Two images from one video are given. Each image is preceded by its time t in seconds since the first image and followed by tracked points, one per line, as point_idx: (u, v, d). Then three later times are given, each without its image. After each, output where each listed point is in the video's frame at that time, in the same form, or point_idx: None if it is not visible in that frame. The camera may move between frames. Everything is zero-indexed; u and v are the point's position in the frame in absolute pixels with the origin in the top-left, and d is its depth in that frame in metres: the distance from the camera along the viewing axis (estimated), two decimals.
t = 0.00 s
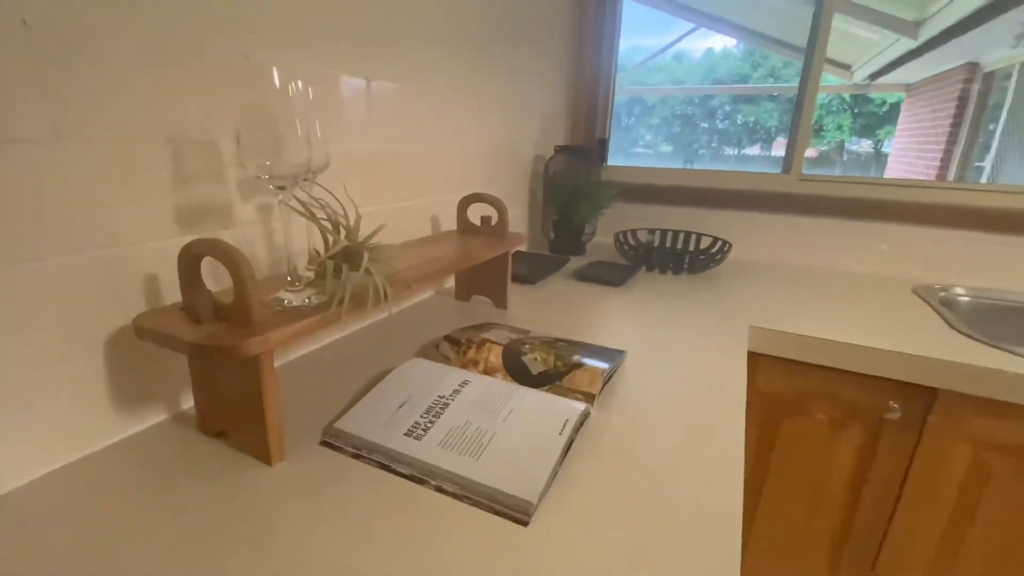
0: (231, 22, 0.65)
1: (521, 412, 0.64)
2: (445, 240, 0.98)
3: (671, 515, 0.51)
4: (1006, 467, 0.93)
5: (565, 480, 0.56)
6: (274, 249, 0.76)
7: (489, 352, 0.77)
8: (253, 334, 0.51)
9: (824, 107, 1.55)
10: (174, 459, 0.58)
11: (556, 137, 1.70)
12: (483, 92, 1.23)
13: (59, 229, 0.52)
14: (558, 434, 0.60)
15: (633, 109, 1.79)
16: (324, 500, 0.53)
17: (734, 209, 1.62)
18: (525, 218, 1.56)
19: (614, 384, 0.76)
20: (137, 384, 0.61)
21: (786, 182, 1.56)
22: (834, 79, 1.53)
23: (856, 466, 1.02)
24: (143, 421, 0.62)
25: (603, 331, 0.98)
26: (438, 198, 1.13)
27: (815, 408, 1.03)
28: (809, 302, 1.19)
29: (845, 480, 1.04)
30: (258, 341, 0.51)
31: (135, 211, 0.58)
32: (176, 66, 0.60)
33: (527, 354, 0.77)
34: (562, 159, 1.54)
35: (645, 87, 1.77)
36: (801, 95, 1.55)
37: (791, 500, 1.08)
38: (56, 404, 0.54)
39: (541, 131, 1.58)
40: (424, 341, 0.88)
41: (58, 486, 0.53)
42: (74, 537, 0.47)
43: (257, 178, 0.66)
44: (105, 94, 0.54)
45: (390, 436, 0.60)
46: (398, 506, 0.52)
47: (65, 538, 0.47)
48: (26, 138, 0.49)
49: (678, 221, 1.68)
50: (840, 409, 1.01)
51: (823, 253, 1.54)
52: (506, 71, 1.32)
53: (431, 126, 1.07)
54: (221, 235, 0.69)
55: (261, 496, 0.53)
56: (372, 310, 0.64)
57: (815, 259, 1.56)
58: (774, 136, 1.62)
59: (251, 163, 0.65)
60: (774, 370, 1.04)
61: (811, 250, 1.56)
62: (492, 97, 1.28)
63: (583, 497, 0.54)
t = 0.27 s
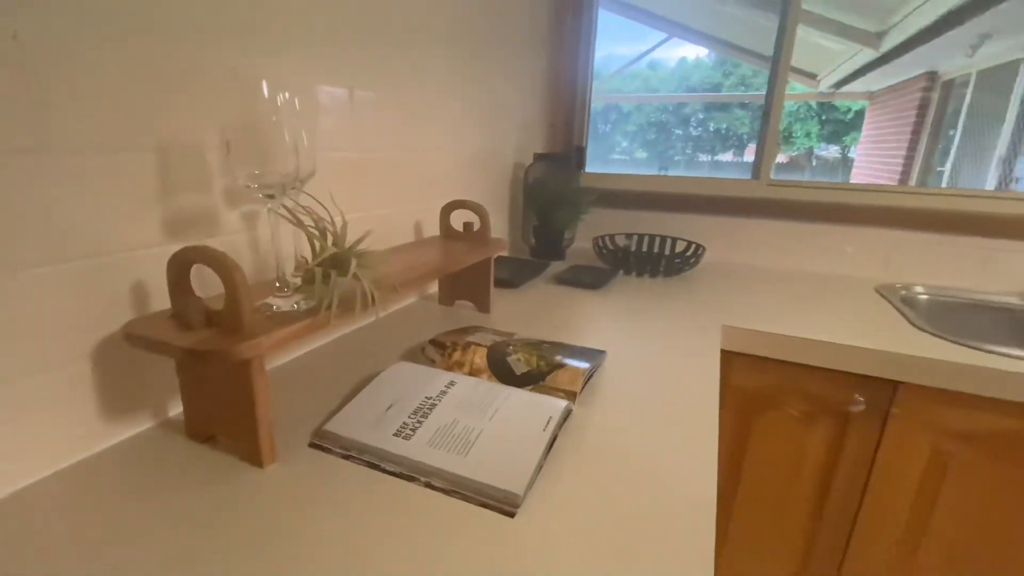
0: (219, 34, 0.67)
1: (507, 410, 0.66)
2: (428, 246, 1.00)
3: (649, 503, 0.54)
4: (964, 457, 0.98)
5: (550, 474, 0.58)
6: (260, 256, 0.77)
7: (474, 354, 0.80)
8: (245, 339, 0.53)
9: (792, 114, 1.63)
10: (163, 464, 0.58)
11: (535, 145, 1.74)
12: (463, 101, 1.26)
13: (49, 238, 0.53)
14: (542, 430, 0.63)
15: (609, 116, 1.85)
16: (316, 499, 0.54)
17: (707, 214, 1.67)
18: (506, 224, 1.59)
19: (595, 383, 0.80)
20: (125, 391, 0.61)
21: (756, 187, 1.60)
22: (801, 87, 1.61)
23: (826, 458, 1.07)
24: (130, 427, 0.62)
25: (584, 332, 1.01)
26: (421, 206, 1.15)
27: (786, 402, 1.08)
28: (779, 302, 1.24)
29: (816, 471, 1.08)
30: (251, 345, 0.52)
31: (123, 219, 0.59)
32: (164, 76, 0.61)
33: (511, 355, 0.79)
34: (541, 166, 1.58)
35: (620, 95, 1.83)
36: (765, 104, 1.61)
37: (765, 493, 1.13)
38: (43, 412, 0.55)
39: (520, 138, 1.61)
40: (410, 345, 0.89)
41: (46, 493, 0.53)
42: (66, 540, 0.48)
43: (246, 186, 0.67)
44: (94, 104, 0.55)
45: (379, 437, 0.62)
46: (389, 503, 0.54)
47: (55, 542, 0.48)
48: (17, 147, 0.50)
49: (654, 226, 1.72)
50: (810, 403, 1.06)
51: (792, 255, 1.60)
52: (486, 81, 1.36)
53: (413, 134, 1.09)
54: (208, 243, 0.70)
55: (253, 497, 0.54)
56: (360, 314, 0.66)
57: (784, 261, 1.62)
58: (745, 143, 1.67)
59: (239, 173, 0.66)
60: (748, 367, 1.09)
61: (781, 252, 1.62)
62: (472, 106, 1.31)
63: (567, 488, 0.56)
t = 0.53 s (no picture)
0: (202, 41, 0.67)
1: (493, 410, 0.68)
2: (411, 251, 1.01)
3: (634, 494, 0.56)
4: (930, 448, 1.02)
5: (538, 470, 0.60)
6: (243, 262, 0.77)
7: (460, 357, 0.81)
8: (235, 343, 0.53)
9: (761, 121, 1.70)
10: (149, 473, 0.58)
11: (514, 152, 1.77)
12: (443, 109, 1.28)
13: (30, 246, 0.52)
14: (529, 428, 0.64)
15: (585, 124, 1.89)
16: (307, 502, 0.54)
17: (682, 218, 1.72)
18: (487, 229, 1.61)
19: (578, 383, 0.82)
20: (108, 399, 0.61)
21: (727, 193, 1.66)
22: (768, 96, 1.69)
23: (799, 451, 1.11)
24: (113, 438, 0.62)
25: (566, 335, 1.03)
26: (403, 212, 1.16)
27: (760, 399, 1.12)
28: (752, 303, 1.29)
29: (790, 464, 1.12)
30: (240, 349, 0.53)
31: (105, 227, 0.59)
32: (147, 84, 0.61)
33: (496, 357, 0.81)
34: (521, 172, 1.60)
35: (596, 103, 1.87)
36: (736, 112, 1.67)
37: (742, 487, 1.17)
38: (24, 423, 0.54)
39: (500, 146, 1.64)
40: (394, 350, 0.90)
41: (26, 506, 0.52)
42: (53, 549, 0.47)
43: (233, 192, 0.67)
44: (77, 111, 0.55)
45: (368, 439, 0.62)
46: (381, 502, 0.55)
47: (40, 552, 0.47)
48: None
49: (631, 230, 1.76)
50: (782, 399, 1.10)
51: (763, 257, 1.66)
52: (466, 89, 1.38)
53: (394, 141, 1.10)
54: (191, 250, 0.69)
55: (243, 501, 0.54)
56: (347, 318, 0.67)
57: (756, 263, 1.67)
58: (717, 149, 1.73)
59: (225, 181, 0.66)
60: (723, 365, 1.13)
61: (753, 255, 1.67)
62: (452, 113, 1.33)
63: (555, 483, 0.58)
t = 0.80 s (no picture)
0: (182, 50, 0.67)
1: (478, 413, 0.69)
2: (393, 258, 1.02)
3: (618, 492, 0.58)
4: (895, 440, 1.07)
5: (524, 469, 0.61)
6: (223, 271, 0.77)
7: (444, 362, 0.82)
8: (219, 351, 0.53)
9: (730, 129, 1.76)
10: (130, 483, 0.57)
11: (493, 159, 1.79)
12: (422, 117, 1.29)
13: (7, 256, 0.52)
14: (514, 429, 0.66)
15: (561, 131, 1.92)
16: (295, 507, 0.54)
17: (658, 223, 1.76)
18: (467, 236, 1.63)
19: (561, 385, 0.83)
20: (86, 411, 0.60)
21: (700, 199, 1.72)
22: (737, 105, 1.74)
23: (772, 447, 1.15)
24: (91, 450, 0.60)
25: (547, 338, 1.05)
26: (384, 220, 1.16)
27: (734, 397, 1.15)
28: (726, 304, 1.33)
29: (764, 460, 1.16)
30: (225, 357, 0.52)
31: (84, 235, 0.58)
32: (127, 92, 0.61)
33: (480, 361, 0.82)
34: (500, 179, 1.62)
35: (572, 111, 1.91)
36: (707, 120, 1.72)
37: (720, 484, 1.20)
38: None
39: (479, 153, 1.65)
40: (378, 357, 0.90)
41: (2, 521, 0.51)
42: (32, 563, 0.46)
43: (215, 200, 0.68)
44: (56, 118, 0.54)
45: (354, 445, 0.62)
46: (370, 506, 0.55)
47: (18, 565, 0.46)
48: None
49: (609, 236, 1.80)
50: (755, 397, 1.13)
51: (736, 260, 1.71)
52: (445, 97, 1.40)
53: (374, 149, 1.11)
54: (171, 259, 0.69)
55: (229, 508, 0.53)
56: (331, 325, 0.67)
57: (730, 267, 1.72)
58: (689, 156, 1.78)
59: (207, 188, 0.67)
60: (699, 366, 1.16)
61: (726, 258, 1.72)
62: (431, 121, 1.34)
63: (541, 482, 0.59)
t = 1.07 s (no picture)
0: (156, 60, 0.67)
1: (459, 418, 0.69)
2: (371, 267, 1.02)
3: (597, 492, 0.59)
4: (860, 434, 1.11)
5: (506, 472, 0.62)
6: (198, 281, 0.76)
7: (424, 369, 0.82)
8: (197, 364, 0.52)
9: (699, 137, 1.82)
10: (103, 499, 0.56)
11: (469, 167, 1.80)
12: (398, 127, 1.30)
13: None
14: (495, 433, 0.67)
15: (536, 139, 1.95)
16: (277, 517, 0.54)
17: (632, 230, 1.79)
18: (445, 243, 1.63)
19: (541, 389, 0.85)
20: (55, 427, 0.58)
21: (671, 207, 1.77)
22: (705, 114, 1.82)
23: (745, 445, 1.18)
24: (60, 467, 0.59)
25: (526, 344, 1.06)
26: (361, 228, 1.16)
27: (708, 397, 1.18)
28: (698, 307, 1.37)
29: (738, 458, 1.19)
30: (203, 370, 0.52)
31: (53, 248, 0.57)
32: (98, 102, 0.60)
33: (460, 367, 0.83)
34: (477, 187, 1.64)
35: (546, 119, 1.93)
36: (677, 128, 1.77)
37: (696, 482, 1.23)
38: None
39: (455, 162, 1.66)
40: (356, 366, 0.90)
41: None
42: None
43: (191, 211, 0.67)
44: (24, 129, 0.53)
45: (336, 454, 0.62)
46: (352, 514, 0.55)
47: None
48: None
49: (584, 242, 1.83)
50: (728, 396, 1.17)
51: (708, 265, 1.75)
52: (420, 106, 1.40)
53: (350, 157, 1.11)
54: (144, 270, 0.68)
55: (208, 521, 0.53)
56: (310, 334, 0.67)
57: (702, 271, 1.76)
58: (661, 164, 1.83)
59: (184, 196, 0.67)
60: (674, 368, 1.19)
61: (698, 263, 1.76)
62: (407, 131, 1.34)
63: (524, 483, 0.60)
